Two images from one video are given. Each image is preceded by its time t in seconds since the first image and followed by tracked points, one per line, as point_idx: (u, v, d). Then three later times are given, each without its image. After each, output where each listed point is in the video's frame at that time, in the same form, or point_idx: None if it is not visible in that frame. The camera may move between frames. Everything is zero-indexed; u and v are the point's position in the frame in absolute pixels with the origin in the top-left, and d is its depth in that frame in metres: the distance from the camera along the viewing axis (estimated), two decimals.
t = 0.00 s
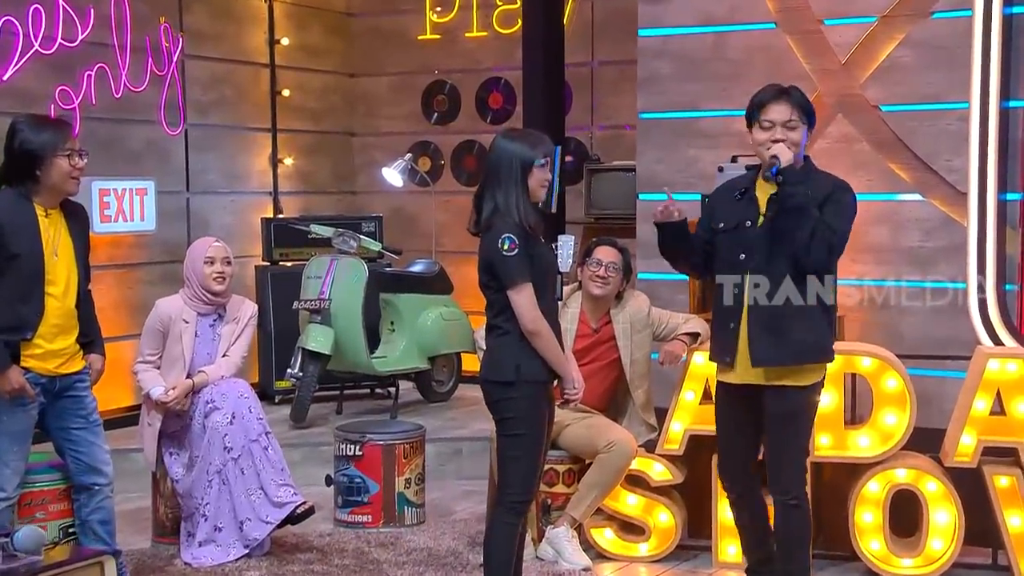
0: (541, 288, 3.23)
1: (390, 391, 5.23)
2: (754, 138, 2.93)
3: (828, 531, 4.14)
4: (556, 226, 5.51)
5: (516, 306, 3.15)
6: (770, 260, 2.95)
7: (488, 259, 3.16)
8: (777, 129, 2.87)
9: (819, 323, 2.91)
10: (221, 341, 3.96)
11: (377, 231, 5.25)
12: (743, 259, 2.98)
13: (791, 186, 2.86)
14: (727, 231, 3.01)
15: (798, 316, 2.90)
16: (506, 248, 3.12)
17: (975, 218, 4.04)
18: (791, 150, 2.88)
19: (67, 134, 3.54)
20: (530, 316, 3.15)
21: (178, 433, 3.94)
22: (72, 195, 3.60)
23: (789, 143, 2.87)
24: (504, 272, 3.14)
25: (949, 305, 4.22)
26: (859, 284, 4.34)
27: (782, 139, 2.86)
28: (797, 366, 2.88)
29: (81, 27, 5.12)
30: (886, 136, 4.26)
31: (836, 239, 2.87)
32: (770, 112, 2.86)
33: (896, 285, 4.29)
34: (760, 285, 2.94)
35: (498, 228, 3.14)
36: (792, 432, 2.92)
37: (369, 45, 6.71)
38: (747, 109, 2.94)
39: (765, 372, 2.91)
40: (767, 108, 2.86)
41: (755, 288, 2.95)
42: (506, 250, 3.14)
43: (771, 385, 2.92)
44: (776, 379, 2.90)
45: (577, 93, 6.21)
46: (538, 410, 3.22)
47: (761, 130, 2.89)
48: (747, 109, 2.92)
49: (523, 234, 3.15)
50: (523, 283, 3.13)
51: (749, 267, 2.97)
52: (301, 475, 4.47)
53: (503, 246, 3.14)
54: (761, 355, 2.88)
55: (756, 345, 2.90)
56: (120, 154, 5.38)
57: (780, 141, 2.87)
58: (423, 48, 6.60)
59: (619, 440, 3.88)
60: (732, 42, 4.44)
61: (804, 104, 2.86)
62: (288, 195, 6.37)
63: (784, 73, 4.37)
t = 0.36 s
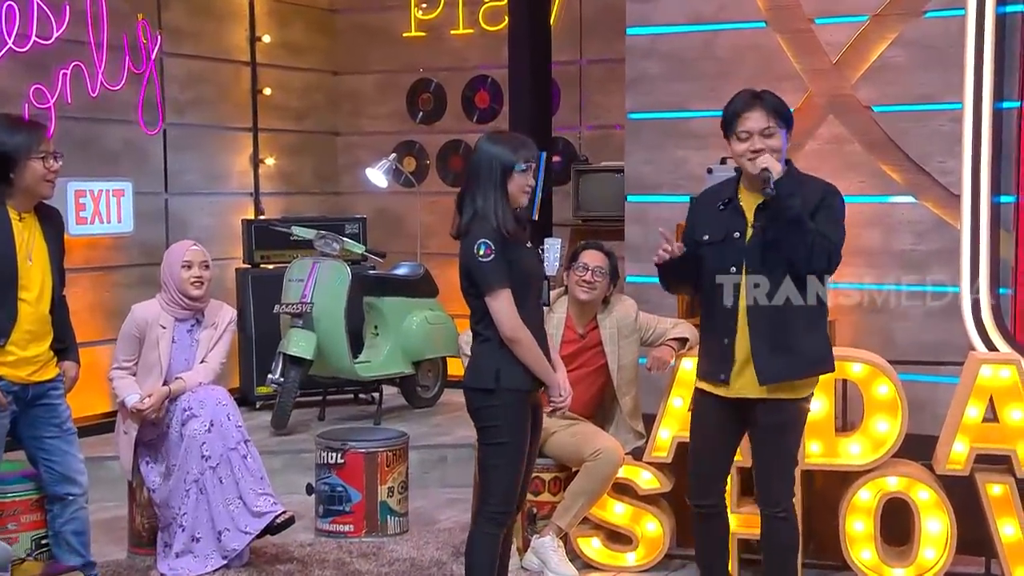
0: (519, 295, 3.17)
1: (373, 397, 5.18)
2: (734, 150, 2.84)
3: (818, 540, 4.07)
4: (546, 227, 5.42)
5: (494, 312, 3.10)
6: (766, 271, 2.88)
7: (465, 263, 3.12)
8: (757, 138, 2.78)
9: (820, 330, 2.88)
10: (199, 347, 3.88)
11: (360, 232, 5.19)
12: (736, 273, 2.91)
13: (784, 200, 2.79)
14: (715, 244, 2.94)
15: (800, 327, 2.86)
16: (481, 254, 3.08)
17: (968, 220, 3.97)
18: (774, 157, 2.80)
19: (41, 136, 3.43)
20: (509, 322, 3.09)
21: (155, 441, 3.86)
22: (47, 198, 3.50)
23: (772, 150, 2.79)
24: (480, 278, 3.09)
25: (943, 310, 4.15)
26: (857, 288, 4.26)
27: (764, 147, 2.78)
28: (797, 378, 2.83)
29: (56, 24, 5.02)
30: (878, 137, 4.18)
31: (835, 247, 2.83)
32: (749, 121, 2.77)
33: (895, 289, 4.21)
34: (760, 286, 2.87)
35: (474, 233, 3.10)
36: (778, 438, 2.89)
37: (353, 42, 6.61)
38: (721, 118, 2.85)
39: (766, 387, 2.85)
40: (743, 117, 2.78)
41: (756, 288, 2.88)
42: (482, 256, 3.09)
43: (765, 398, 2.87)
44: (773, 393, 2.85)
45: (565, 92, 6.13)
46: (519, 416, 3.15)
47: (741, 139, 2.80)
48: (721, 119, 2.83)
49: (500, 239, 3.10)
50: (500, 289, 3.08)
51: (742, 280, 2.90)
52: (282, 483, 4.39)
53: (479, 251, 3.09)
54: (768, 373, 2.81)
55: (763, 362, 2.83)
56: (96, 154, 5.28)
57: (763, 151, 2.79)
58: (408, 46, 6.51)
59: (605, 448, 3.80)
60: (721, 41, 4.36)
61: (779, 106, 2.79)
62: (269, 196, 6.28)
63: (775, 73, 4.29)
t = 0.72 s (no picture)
0: (496, 301, 3.08)
1: (352, 402, 5.12)
2: (691, 152, 2.79)
3: (805, 549, 3.98)
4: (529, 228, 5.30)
5: (469, 316, 3.01)
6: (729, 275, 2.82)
7: (438, 266, 3.04)
8: (713, 140, 2.72)
9: (789, 336, 2.80)
10: (171, 352, 3.78)
11: (339, 232, 5.12)
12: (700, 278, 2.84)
13: (740, 202, 2.73)
14: (680, 249, 2.87)
15: (766, 331, 2.78)
16: (454, 256, 2.99)
17: (959, 220, 3.88)
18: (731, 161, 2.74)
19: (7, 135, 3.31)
20: (484, 326, 3.00)
21: (125, 449, 3.77)
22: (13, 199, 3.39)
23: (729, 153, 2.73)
24: (452, 281, 3.01)
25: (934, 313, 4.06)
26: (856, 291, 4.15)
27: (719, 150, 2.72)
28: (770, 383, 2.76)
29: (24, 19, 4.89)
30: (868, 136, 4.09)
31: (796, 247, 2.77)
32: (706, 122, 2.71)
33: (895, 291, 4.10)
34: (761, 285, 2.77)
35: (448, 235, 3.02)
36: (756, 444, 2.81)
37: (331, 37, 6.51)
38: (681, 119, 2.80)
39: (738, 395, 2.79)
40: (700, 118, 2.73)
41: (754, 288, 2.77)
42: (455, 258, 3.01)
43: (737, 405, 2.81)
44: (746, 400, 2.79)
45: (550, 88, 6.03)
46: (496, 424, 3.06)
47: (697, 141, 2.75)
48: (679, 119, 2.78)
49: (474, 242, 3.01)
50: (474, 293, 2.99)
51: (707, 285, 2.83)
52: (257, 491, 4.30)
53: (452, 254, 3.01)
54: (732, 378, 2.75)
55: (726, 366, 2.76)
56: (66, 153, 5.16)
57: (719, 154, 2.73)
58: (389, 41, 6.41)
59: (588, 454, 3.70)
60: (708, 37, 4.27)
61: (738, 108, 2.73)
62: (245, 194, 6.16)
63: (762, 70, 4.20)
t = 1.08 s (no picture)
0: (473, 304, 2.97)
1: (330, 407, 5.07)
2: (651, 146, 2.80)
3: (795, 558, 3.88)
4: (511, 227, 5.14)
5: (444, 319, 2.90)
6: (691, 275, 2.83)
7: (414, 268, 2.93)
8: (671, 136, 2.73)
9: (752, 336, 2.81)
10: (140, 355, 3.69)
11: (316, 232, 5.07)
12: (664, 280, 2.85)
13: (696, 199, 2.73)
14: (645, 251, 2.88)
15: (728, 331, 2.79)
16: (430, 258, 2.88)
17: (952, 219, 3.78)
18: (686, 157, 2.74)
19: None
20: (459, 329, 2.89)
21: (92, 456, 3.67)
22: None
23: (684, 150, 2.73)
24: (428, 283, 2.90)
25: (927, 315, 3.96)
26: (857, 291, 4.03)
27: (673, 146, 2.73)
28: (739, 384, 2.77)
29: None
30: (860, 133, 3.99)
31: (754, 243, 2.79)
32: (664, 118, 2.71)
33: (895, 292, 3.97)
34: (761, 285, 2.80)
35: (424, 235, 2.91)
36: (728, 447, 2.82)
37: (309, 30, 6.38)
38: (643, 110, 2.79)
39: (704, 396, 2.79)
40: (659, 113, 2.72)
41: (755, 288, 2.81)
42: (430, 260, 2.89)
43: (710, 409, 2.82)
44: (717, 402, 2.80)
45: (535, 83, 5.93)
46: (473, 432, 2.95)
47: (654, 134, 2.75)
48: (641, 110, 2.78)
49: (451, 242, 2.90)
50: (449, 295, 2.89)
51: (671, 287, 2.84)
52: (230, 500, 4.20)
53: (427, 255, 2.90)
54: (694, 380, 2.75)
55: (687, 366, 2.76)
56: (31, 150, 5.04)
57: (676, 150, 2.74)
58: (370, 34, 6.29)
59: (571, 460, 3.59)
60: (696, 31, 4.15)
61: (699, 105, 2.71)
62: (219, 191, 6.02)
63: (751, 65, 4.09)
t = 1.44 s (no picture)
0: (453, 308, 2.84)
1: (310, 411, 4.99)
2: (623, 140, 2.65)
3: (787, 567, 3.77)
4: (495, 227, 5.01)
5: (423, 323, 2.77)
6: (661, 275, 2.64)
7: (392, 269, 2.80)
8: (642, 128, 2.58)
9: (724, 337, 2.62)
10: (110, 359, 3.57)
11: (296, 230, 5.00)
12: (637, 281, 2.66)
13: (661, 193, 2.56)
14: (618, 251, 2.69)
15: (698, 331, 2.62)
16: (408, 259, 2.75)
17: (951, 218, 3.65)
18: (656, 151, 2.59)
19: None
20: (437, 334, 2.76)
21: (61, 463, 3.53)
22: None
23: (655, 143, 2.58)
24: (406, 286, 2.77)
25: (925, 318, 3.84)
26: (858, 292, 3.89)
27: (644, 139, 2.58)
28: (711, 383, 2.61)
29: None
30: (856, 129, 3.87)
31: (725, 241, 2.58)
32: (635, 110, 2.56)
33: (895, 293, 3.84)
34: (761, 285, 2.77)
35: (402, 236, 2.77)
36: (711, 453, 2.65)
37: (287, 21, 6.24)
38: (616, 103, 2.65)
39: (672, 399, 2.64)
40: (630, 104, 2.58)
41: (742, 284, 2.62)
42: (409, 261, 2.76)
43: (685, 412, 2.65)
44: (686, 406, 2.63)
45: (522, 76, 5.80)
46: (453, 439, 2.82)
47: (625, 126, 2.61)
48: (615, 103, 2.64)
49: (431, 243, 2.77)
50: (428, 298, 2.75)
51: (641, 287, 2.65)
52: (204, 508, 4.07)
53: (405, 257, 2.77)
54: (662, 382, 2.60)
55: (654, 367, 2.62)
56: None
57: (646, 144, 2.58)
58: (352, 25, 6.17)
59: (557, 467, 3.48)
60: (687, 23, 4.03)
61: (672, 98, 2.56)
62: (194, 188, 5.83)
63: (744, 58, 3.97)
